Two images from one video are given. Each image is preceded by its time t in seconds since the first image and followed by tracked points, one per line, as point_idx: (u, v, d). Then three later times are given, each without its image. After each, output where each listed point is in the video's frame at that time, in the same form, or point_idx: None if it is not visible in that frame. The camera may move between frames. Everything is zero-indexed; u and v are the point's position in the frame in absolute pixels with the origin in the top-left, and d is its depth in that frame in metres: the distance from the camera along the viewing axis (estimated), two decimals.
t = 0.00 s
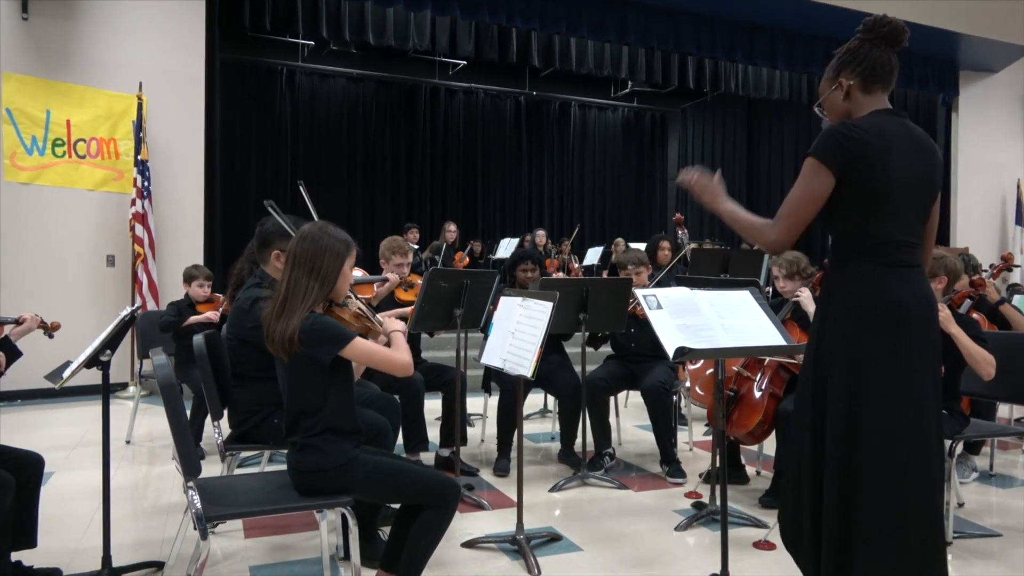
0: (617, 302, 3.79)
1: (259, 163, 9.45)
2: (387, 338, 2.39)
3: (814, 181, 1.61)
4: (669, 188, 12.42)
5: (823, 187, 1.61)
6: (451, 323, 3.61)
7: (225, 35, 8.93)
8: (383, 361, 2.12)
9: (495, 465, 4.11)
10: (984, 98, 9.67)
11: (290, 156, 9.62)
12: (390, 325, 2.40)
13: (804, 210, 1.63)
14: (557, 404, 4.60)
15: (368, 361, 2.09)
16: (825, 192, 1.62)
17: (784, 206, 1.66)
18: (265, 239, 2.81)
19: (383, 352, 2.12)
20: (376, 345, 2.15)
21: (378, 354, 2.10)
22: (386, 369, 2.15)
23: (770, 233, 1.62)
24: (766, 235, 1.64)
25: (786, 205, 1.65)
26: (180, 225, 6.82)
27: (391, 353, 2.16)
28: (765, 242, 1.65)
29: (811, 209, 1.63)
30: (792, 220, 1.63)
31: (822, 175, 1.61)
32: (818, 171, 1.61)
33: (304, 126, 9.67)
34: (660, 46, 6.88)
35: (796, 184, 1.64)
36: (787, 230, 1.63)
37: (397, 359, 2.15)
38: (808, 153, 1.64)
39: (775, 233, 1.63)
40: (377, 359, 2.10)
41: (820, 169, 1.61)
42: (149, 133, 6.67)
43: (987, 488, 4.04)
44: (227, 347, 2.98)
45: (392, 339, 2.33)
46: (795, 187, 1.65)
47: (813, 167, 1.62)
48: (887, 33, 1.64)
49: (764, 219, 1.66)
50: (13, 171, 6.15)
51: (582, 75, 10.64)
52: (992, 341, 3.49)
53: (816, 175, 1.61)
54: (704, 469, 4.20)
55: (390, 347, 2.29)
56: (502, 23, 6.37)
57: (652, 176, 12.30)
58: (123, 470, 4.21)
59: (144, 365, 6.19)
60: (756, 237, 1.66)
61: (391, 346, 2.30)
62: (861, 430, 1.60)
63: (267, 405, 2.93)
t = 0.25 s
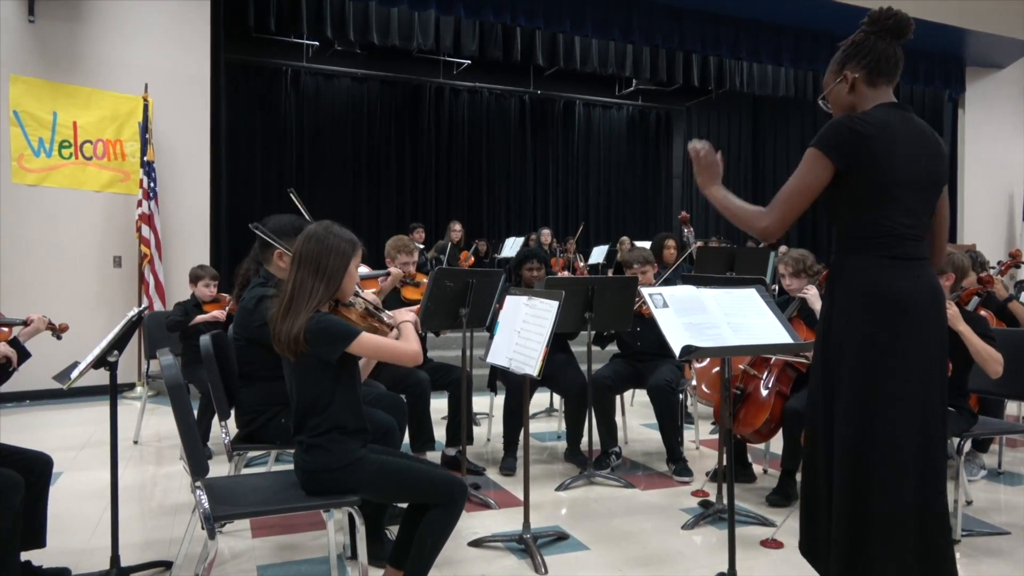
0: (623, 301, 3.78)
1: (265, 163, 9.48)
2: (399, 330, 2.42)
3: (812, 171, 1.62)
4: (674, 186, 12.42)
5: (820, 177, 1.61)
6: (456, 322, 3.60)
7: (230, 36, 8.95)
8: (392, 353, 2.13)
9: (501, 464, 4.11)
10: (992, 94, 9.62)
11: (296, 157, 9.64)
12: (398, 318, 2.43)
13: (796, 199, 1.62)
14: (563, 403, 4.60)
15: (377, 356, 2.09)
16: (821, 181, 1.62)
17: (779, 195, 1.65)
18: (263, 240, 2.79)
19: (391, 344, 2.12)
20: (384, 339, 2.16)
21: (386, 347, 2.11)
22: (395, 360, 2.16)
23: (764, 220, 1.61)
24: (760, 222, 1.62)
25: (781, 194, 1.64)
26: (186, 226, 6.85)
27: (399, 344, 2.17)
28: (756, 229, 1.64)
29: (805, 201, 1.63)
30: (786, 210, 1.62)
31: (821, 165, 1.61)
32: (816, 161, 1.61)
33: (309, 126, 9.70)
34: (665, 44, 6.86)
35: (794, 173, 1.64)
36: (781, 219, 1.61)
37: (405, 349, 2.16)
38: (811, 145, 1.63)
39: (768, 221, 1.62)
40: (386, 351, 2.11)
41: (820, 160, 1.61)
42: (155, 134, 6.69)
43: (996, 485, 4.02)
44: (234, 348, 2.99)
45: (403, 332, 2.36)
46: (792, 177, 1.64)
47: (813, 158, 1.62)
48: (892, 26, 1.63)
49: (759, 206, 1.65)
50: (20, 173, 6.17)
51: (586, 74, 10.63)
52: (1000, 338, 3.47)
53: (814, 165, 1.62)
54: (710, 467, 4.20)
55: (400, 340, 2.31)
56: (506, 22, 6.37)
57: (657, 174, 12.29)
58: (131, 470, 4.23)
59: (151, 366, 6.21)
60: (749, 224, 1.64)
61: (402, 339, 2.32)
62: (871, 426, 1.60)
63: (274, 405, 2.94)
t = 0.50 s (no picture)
0: (629, 300, 3.78)
1: (272, 162, 9.49)
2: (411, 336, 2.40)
3: (826, 178, 1.61)
4: (680, 184, 12.39)
5: (835, 183, 1.60)
6: (463, 321, 3.60)
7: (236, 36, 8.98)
8: (395, 357, 2.12)
9: (508, 463, 4.11)
10: (1000, 91, 9.56)
11: (302, 156, 9.66)
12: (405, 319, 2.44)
13: (813, 206, 1.62)
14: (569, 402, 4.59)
15: (379, 359, 2.09)
16: (838, 187, 1.61)
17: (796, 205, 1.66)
18: (276, 238, 2.83)
19: (395, 348, 2.12)
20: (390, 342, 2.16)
21: (390, 350, 2.10)
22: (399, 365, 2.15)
23: (783, 234, 1.63)
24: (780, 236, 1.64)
25: (798, 204, 1.65)
26: (194, 226, 6.87)
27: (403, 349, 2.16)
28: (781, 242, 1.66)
29: (824, 204, 1.62)
30: (806, 220, 1.63)
31: (834, 171, 1.60)
32: (830, 168, 1.60)
33: (315, 125, 9.71)
34: (671, 41, 6.83)
35: (808, 182, 1.64)
36: (802, 230, 1.63)
37: (408, 354, 2.15)
38: (822, 151, 1.63)
39: (789, 231, 1.64)
40: (389, 355, 2.11)
41: (834, 166, 1.60)
42: (163, 135, 6.72)
43: (1005, 485, 4.00)
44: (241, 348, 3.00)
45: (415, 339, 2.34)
46: (807, 185, 1.64)
47: (826, 164, 1.61)
48: (898, 28, 1.63)
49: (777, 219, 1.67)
50: (29, 174, 6.20)
51: (592, 72, 10.61)
52: (1009, 336, 3.45)
53: (829, 172, 1.60)
54: (718, 466, 4.19)
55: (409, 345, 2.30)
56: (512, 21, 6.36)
57: (663, 173, 12.26)
58: (139, 469, 4.25)
59: (159, 365, 6.24)
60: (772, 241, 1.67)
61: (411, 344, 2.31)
62: (879, 425, 1.59)
63: (281, 404, 2.95)
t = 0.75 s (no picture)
0: (637, 299, 3.77)
1: (279, 161, 9.52)
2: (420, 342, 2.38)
3: (837, 180, 1.59)
4: (688, 183, 12.36)
5: (846, 186, 1.59)
6: (471, 320, 3.60)
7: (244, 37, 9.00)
8: (401, 359, 2.12)
9: (516, 462, 4.11)
10: (1010, 87, 9.49)
11: (309, 156, 9.69)
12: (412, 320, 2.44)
13: (824, 209, 1.60)
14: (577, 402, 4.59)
15: (384, 360, 2.09)
16: (848, 192, 1.59)
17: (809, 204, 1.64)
18: (283, 237, 2.84)
19: (400, 350, 2.12)
20: (397, 344, 2.16)
21: (395, 352, 2.10)
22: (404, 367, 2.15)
23: (792, 235, 1.61)
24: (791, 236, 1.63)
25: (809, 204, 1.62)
26: (202, 226, 6.90)
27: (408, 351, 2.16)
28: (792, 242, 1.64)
29: (833, 207, 1.60)
30: (816, 221, 1.61)
31: (846, 174, 1.59)
32: (842, 171, 1.58)
33: (322, 126, 9.73)
34: (678, 40, 6.80)
35: (820, 183, 1.61)
36: (812, 231, 1.61)
37: (412, 356, 2.14)
38: (833, 152, 1.61)
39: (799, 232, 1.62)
40: (395, 357, 2.10)
41: (846, 167, 1.58)
42: (171, 136, 6.74)
43: (1017, 484, 3.97)
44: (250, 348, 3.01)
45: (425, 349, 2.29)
46: (819, 185, 1.62)
47: (838, 167, 1.59)
48: (915, 24, 1.61)
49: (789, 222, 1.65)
50: (39, 175, 6.23)
51: (599, 71, 10.59)
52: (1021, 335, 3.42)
53: (841, 174, 1.59)
54: (726, 466, 4.18)
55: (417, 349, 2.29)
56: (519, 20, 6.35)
57: (670, 171, 12.24)
58: (149, 469, 4.27)
59: (168, 365, 6.27)
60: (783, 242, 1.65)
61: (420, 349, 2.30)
62: (890, 425, 1.58)
63: (290, 404, 2.96)
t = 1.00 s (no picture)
0: (647, 297, 3.76)
1: (288, 161, 9.54)
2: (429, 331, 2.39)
3: (840, 162, 1.60)
4: (696, 181, 12.32)
5: (849, 167, 1.59)
6: (480, 319, 3.61)
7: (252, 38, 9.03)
8: (416, 353, 2.13)
9: (526, 461, 4.11)
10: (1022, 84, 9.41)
11: (318, 157, 9.72)
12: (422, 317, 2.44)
13: (822, 189, 1.60)
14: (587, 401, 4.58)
15: (400, 356, 2.09)
16: (851, 173, 1.59)
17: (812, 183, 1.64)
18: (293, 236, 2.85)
19: (415, 346, 2.12)
20: (410, 339, 2.16)
21: (410, 347, 2.11)
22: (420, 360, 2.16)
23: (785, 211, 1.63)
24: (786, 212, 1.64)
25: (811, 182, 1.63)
26: (211, 226, 6.92)
27: (422, 344, 2.17)
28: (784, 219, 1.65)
29: (835, 186, 1.60)
30: (814, 198, 1.61)
31: (851, 157, 1.59)
32: (845, 152, 1.59)
33: (331, 125, 9.75)
34: (687, 37, 6.75)
35: (825, 164, 1.62)
36: (808, 208, 1.61)
37: (428, 349, 2.16)
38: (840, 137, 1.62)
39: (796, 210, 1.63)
40: (411, 353, 2.11)
41: (850, 152, 1.59)
42: (181, 136, 6.78)
43: None
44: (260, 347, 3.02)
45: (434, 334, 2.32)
46: (823, 165, 1.63)
47: (842, 149, 1.60)
48: (940, 14, 1.60)
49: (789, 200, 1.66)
50: (51, 175, 6.27)
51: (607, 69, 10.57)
52: None
53: (845, 156, 1.59)
54: (737, 465, 4.16)
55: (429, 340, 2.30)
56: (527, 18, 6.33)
57: (679, 170, 12.20)
58: (160, 468, 4.29)
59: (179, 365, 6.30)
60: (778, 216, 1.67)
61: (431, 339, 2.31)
62: (903, 424, 1.57)
63: (301, 403, 2.97)
